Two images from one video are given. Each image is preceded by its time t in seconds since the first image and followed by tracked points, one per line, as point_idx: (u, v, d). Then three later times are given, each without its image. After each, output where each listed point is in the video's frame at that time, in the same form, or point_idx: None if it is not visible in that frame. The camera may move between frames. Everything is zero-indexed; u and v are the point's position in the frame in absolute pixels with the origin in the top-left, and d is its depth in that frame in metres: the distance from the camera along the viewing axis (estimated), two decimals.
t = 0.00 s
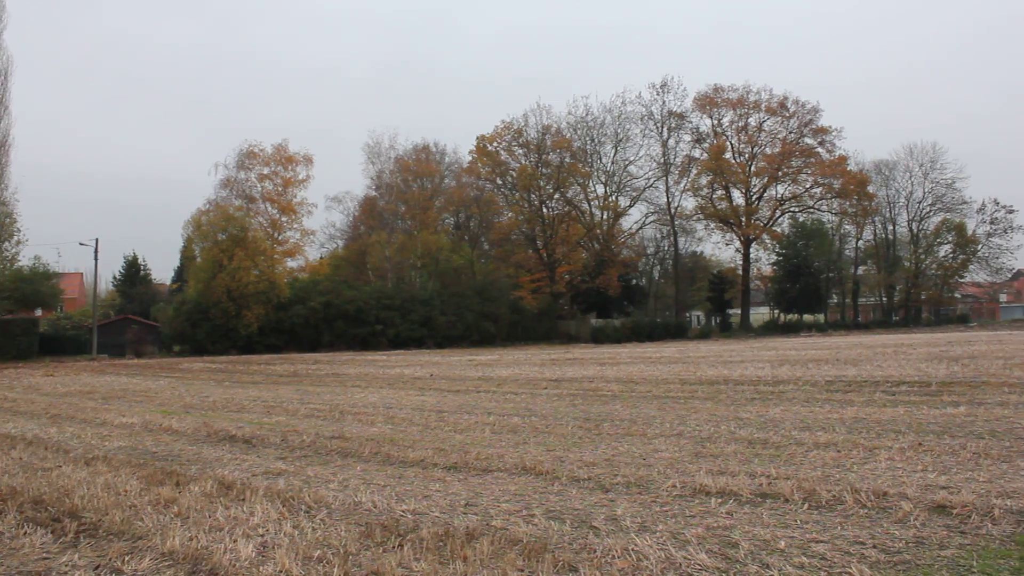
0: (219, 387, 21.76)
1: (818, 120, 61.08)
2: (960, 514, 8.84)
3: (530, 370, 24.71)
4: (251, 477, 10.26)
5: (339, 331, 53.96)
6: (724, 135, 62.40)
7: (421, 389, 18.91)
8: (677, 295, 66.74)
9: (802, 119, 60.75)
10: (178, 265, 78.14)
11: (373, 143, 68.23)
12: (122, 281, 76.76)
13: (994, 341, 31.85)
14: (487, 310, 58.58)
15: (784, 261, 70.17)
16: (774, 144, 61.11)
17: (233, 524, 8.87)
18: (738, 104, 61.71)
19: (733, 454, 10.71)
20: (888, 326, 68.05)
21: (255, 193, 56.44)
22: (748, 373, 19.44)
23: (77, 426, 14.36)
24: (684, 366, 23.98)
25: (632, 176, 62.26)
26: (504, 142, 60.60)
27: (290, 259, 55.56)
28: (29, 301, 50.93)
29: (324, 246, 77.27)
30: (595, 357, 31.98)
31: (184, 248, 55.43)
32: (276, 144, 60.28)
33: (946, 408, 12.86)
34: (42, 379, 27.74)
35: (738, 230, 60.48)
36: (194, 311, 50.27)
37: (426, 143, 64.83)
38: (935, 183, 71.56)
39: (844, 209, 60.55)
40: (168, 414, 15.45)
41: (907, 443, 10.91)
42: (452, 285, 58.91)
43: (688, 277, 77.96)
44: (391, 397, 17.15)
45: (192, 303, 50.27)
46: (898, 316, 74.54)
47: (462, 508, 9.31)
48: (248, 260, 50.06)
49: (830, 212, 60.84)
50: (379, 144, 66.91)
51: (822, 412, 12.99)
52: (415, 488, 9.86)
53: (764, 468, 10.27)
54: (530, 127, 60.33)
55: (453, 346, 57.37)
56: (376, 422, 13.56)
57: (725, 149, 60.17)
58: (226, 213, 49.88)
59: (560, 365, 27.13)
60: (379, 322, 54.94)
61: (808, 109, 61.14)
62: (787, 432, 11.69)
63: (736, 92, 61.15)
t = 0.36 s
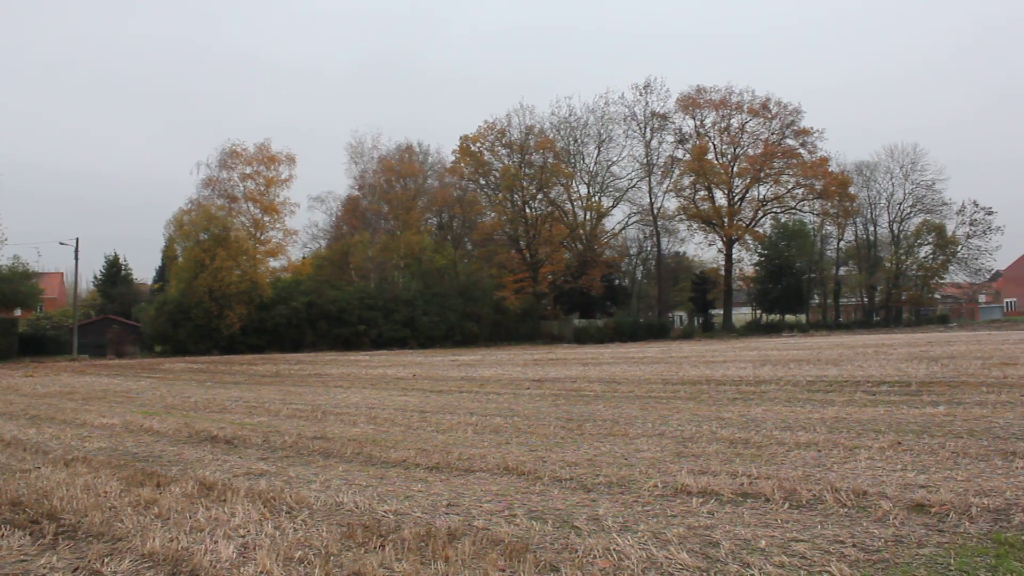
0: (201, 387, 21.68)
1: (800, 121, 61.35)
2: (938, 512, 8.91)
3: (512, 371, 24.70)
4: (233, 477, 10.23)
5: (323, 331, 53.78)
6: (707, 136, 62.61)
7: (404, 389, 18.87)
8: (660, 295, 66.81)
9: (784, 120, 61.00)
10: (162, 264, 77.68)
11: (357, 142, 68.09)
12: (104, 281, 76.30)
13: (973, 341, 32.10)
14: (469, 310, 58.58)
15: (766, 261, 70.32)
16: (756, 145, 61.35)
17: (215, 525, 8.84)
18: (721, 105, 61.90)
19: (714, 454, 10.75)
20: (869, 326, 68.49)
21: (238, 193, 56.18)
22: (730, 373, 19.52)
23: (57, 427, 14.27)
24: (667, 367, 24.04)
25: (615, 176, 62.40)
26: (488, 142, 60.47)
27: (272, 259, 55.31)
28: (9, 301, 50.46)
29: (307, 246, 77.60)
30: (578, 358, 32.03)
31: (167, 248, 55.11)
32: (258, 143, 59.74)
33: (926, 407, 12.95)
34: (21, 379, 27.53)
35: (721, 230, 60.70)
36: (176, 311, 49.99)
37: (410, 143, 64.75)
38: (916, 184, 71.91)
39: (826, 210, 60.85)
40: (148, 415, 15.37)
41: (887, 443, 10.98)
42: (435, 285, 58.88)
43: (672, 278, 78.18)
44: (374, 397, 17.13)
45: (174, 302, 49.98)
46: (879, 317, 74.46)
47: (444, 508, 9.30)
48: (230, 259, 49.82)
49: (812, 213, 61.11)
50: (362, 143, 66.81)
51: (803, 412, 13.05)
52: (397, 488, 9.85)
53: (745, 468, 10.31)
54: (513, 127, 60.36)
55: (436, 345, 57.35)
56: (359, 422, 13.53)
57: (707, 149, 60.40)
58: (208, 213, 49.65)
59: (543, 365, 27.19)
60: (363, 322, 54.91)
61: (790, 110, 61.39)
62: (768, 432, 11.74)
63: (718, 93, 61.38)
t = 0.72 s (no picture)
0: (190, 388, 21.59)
1: (789, 121, 61.52)
2: (925, 511, 8.95)
3: (499, 371, 24.71)
4: (221, 479, 10.20)
5: (312, 332, 53.60)
6: (695, 137, 62.74)
7: (393, 390, 18.85)
8: (649, 295, 66.84)
9: (772, 120, 61.21)
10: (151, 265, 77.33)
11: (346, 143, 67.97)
12: (92, 282, 75.92)
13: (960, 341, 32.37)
14: (459, 310, 58.39)
15: (755, 261, 70.46)
16: (744, 145, 61.49)
17: (203, 527, 8.81)
18: (709, 105, 62.02)
19: (703, 454, 10.78)
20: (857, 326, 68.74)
21: (226, 193, 55.94)
22: (719, 373, 19.59)
23: (42, 429, 14.17)
24: (656, 367, 24.14)
25: (604, 176, 62.44)
26: (477, 142, 60.57)
27: (261, 260, 55.15)
28: None
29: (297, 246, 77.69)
30: (567, 358, 32.11)
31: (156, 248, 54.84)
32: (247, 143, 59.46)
33: (914, 407, 13.00)
34: (8, 381, 27.34)
35: (709, 231, 60.77)
36: (164, 312, 49.75)
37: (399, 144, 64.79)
38: (904, 184, 72.16)
39: (814, 211, 60.98)
40: (136, 416, 15.29)
41: (875, 442, 11.02)
42: (424, 285, 58.62)
43: (661, 278, 78.30)
44: (363, 398, 17.11)
45: (162, 304, 49.74)
46: (867, 316, 74.61)
47: (433, 509, 9.30)
48: (219, 260, 49.90)
49: (800, 213, 61.21)
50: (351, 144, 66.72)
51: (791, 412, 13.09)
52: (386, 489, 9.84)
53: (733, 468, 10.34)
54: (502, 128, 60.33)
55: (425, 346, 57.03)
56: (348, 423, 13.50)
57: (695, 150, 60.49)
58: (196, 213, 49.65)
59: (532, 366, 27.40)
60: (352, 323, 54.79)
61: (779, 111, 61.52)
62: (757, 431, 11.77)
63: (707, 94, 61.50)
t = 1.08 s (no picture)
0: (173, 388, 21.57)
1: (771, 123, 61.84)
2: (904, 511, 9.01)
3: (482, 371, 24.73)
4: (202, 479, 10.14)
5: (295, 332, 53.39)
6: (679, 138, 62.94)
7: (377, 390, 18.91)
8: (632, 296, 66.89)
9: (755, 123, 61.50)
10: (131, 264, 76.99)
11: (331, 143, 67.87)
12: (72, 281, 75.54)
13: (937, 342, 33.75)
14: (442, 311, 58.38)
15: (738, 263, 71.07)
16: (728, 147, 61.71)
17: (182, 528, 8.75)
18: (692, 107, 62.21)
19: (684, 455, 10.81)
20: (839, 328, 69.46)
21: (209, 193, 55.61)
22: (701, 373, 19.88)
23: (21, 430, 14.06)
24: (638, 367, 24.32)
25: (588, 177, 62.57)
26: (461, 143, 60.16)
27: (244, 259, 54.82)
28: None
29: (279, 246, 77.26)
30: (550, 358, 32.24)
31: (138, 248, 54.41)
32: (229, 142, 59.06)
33: (893, 407, 13.11)
34: None
35: (693, 233, 61.03)
36: (146, 312, 49.49)
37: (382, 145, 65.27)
38: (885, 187, 72.62)
39: (797, 213, 61.27)
40: (117, 416, 15.19)
41: (855, 443, 11.10)
42: (407, 286, 58.56)
43: (645, 279, 78.33)
44: (345, 398, 17.09)
45: (144, 303, 49.47)
46: (848, 318, 74.90)
47: (414, 509, 9.28)
48: (202, 259, 49.59)
49: (783, 215, 61.48)
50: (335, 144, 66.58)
51: (772, 412, 13.18)
52: (367, 490, 9.82)
53: (714, 468, 10.38)
54: (486, 128, 60.15)
55: (409, 347, 56.94)
56: (330, 423, 13.49)
57: (679, 152, 60.66)
58: (179, 212, 49.50)
59: (515, 365, 27.95)
60: (335, 323, 54.69)
61: (762, 113, 61.79)
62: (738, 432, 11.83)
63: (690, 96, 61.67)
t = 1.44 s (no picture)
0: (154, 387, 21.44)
1: (753, 125, 62.18)
2: (881, 511, 9.09)
3: (464, 372, 24.63)
4: (180, 479, 10.08)
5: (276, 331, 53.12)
6: (661, 139, 63.15)
7: (357, 389, 18.86)
8: (614, 297, 67.19)
9: (737, 124, 61.84)
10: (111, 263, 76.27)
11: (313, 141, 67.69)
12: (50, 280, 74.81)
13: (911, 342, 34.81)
14: (424, 310, 58.37)
15: (720, 264, 71.46)
16: (710, 148, 61.99)
17: (161, 528, 8.69)
18: (675, 109, 62.44)
19: (664, 455, 10.85)
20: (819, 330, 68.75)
21: (190, 191, 55.19)
22: (682, 374, 19.99)
23: None
24: (618, 367, 24.48)
25: (569, 178, 62.68)
26: (443, 143, 60.66)
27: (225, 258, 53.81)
28: None
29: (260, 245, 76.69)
30: (532, 358, 32.22)
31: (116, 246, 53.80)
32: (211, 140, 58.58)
33: (871, 408, 13.21)
34: None
35: (674, 234, 61.26)
36: (125, 311, 49.06)
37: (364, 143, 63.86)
38: (866, 189, 73.12)
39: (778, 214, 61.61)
40: (95, 416, 15.05)
41: (833, 443, 11.17)
42: (389, 285, 58.49)
43: (627, 280, 78.03)
44: (327, 398, 17.01)
45: (124, 302, 49.02)
46: (828, 319, 75.45)
47: (394, 509, 9.27)
48: (182, 258, 49.45)
49: (764, 216, 61.77)
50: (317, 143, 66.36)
51: (752, 412, 13.25)
52: (347, 490, 9.80)
53: (694, 468, 10.41)
54: (468, 128, 60.44)
55: (390, 346, 56.89)
56: (311, 423, 13.45)
57: (661, 153, 60.79)
58: (159, 211, 48.82)
59: (497, 365, 27.96)
60: (316, 322, 54.45)
61: (743, 115, 62.19)
62: (718, 432, 11.88)
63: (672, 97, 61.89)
